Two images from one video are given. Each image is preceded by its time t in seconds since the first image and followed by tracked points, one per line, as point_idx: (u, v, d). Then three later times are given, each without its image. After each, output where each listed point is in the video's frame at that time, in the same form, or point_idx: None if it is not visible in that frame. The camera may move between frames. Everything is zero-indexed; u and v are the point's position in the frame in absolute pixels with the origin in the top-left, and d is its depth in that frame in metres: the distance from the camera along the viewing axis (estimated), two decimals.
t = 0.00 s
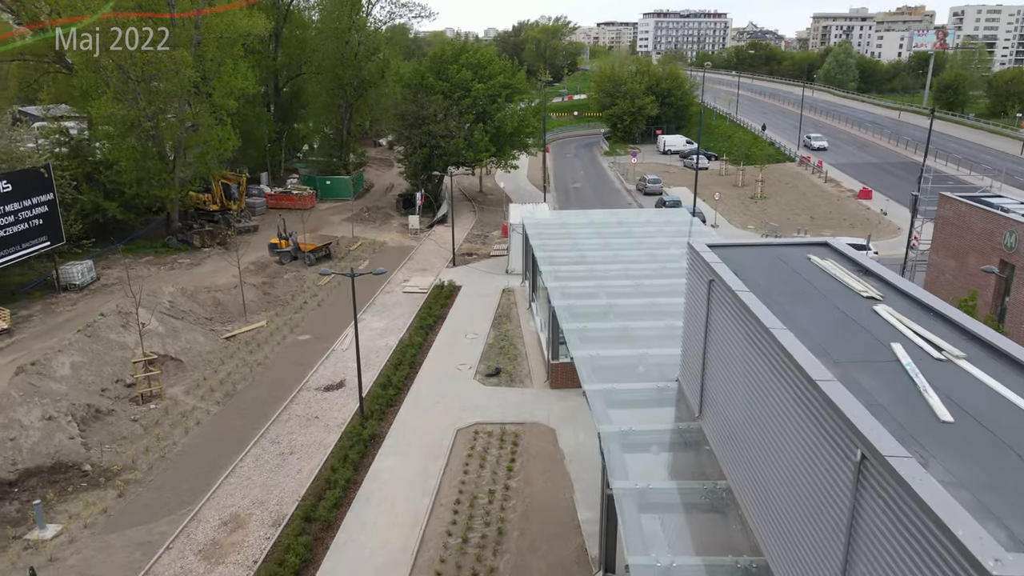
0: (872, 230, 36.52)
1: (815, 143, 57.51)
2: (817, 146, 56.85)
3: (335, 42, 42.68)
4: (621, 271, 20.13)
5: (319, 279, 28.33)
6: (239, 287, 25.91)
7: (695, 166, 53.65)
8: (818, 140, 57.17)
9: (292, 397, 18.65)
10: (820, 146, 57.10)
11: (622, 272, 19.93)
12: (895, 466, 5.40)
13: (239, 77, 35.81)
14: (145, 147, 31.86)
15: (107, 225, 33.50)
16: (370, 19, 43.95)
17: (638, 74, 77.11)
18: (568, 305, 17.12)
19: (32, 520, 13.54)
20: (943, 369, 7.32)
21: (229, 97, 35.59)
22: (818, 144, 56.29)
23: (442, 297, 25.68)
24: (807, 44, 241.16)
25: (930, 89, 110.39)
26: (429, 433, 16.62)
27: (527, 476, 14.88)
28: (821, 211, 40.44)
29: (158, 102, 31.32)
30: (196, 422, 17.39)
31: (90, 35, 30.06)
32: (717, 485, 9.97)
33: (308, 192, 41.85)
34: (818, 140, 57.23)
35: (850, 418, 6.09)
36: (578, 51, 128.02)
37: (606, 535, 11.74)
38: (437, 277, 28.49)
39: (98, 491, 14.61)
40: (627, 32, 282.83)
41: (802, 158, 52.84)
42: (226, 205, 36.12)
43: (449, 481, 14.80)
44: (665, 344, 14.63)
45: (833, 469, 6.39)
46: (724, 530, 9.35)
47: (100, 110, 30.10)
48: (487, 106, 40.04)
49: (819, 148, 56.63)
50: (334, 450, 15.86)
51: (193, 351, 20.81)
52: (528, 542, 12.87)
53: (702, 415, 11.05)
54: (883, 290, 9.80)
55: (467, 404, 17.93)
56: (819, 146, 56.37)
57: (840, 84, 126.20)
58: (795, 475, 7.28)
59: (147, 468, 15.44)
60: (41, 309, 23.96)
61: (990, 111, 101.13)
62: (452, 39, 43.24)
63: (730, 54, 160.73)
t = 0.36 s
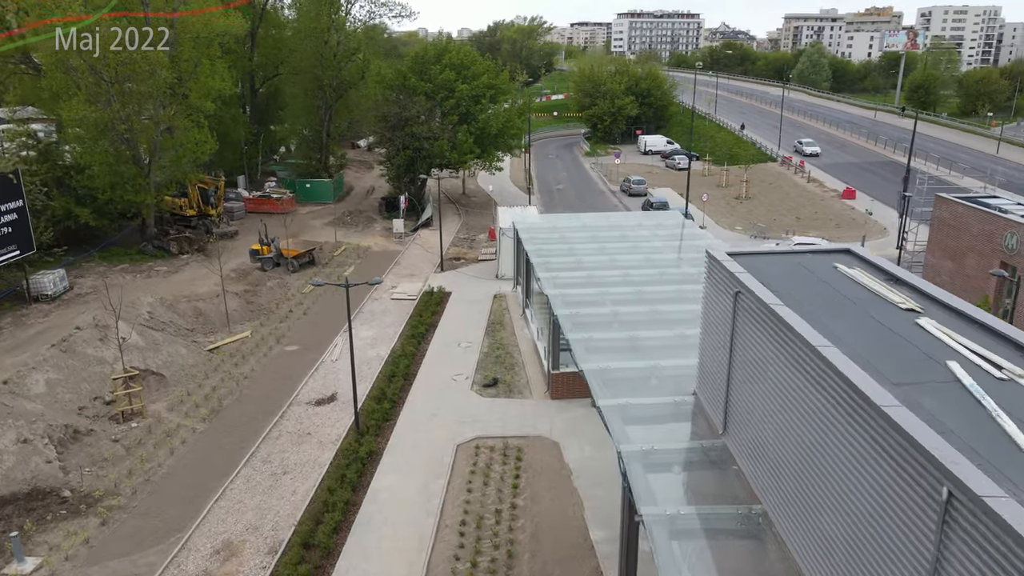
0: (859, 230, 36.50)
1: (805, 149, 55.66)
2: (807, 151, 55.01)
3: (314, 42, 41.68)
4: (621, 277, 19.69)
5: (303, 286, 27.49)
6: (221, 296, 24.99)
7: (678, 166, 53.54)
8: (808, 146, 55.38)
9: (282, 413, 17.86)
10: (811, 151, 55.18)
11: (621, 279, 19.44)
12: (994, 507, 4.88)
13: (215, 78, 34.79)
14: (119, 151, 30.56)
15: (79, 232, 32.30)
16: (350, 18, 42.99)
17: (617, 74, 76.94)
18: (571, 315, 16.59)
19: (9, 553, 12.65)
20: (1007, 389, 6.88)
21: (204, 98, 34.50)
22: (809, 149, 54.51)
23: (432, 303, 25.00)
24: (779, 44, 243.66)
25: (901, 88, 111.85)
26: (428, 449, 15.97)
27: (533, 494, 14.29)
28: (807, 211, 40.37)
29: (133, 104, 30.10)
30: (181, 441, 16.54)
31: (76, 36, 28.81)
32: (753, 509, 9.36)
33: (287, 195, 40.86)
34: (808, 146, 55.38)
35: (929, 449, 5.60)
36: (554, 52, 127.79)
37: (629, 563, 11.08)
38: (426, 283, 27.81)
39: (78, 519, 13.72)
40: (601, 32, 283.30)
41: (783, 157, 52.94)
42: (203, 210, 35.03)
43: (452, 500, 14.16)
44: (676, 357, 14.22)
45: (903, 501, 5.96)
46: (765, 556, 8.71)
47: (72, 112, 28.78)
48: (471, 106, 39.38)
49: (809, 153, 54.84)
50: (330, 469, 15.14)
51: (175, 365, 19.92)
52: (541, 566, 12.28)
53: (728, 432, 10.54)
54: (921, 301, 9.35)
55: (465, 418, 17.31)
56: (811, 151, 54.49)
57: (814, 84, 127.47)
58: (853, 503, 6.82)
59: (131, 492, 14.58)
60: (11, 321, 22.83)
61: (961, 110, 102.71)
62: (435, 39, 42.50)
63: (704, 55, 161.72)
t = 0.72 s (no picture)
0: (846, 230, 36.51)
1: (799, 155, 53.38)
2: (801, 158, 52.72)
3: (294, 42, 40.69)
4: (623, 283, 19.22)
5: (289, 294, 26.69)
6: (204, 306, 24.10)
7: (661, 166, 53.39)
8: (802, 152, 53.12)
9: (273, 429, 17.11)
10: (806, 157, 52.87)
11: (623, 285, 18.99)
12: None
13: (192, 78, 33.68)
14: (92, 155, 29.45)
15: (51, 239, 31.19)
16: (330, 17, 42.08)
17: (597, 74, 76.73)
18: (577, 325, 16.08)
19: None
20: None
21: (181, 100, 33.37)
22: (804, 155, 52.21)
23: (424, 311, 24.35)
24: (752, 44, 245.95)
25: (875, 88, 113.21)
26: (430, 466, 15.35)
27: (543, 513, 13.74)
28: (793, 211, 40.30)
29: (107, 106, 28.96)
30: (168, 462, 15.72)
31: (76, 36, 28.15)
32: (794, 533, 8.90)
33: (267, 199, 39.88)
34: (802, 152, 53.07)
35: None
36: (531, 52, 127.43)
37: None
38: (415, 289, 27.14)
39: (62, 548, 12.90)
40: (576, 33, 283.76)
41: (766, 158, 53.00)
42: (181, 215, 33.98)
43: (459, 520, 13.57)
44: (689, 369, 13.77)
45: (1000, 535, 5.65)
46: None
47: (42, 115, 27.66)
48: (455, 108, 38.74)
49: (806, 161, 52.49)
50: (329, 490, 14.46)
51: (159, 380, 19.07)
52: None
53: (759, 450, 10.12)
54: (963, 311, 9.06)
55: (466, 432, 16.72)
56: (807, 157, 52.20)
57: (789, 84, 128.63)
58: (931, 533, 6.51)
59: (117, 519, 13.75)
60: None
61: (933, 110, 104.29)
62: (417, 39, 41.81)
63: (679, 55, 162.58)
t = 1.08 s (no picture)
0: (834, 230, 36.50)
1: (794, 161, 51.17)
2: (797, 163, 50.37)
3: (273, 43, 39.65)
4: (626, 288, 18.72)
5: (275, 302, 25.86)
6: (187, 316, 23.20)
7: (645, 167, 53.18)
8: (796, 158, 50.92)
9: (267, 446, 16.37)
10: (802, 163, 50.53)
11: (626, 291, 18.55)
12: None
13: (170, 80, 32.63)
14: (65, 160, 28.32)
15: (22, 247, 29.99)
16: (309, 17, 41.15)
17: (577, 74, 76.44)
18: (584, 334, 15.59)
19: None
20: None
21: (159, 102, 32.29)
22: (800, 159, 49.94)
23: (416, 318, 23.68)
24: (725, 44, 248.00)
25: (849, 88, 114.50)
26: (434, 484, 14.74)
27: (556, 532, 13.21)
28: (780, 212, 40.22)
29: (81, 108, 27.98)
30: (157, 484, 14.91)
31: (76, 36, 28.27)
32: (840, 559, 8.50)
33: (247, 203, 38.88)
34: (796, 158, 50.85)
35: None
36: (507, 52, 126.83)
37: None
38: (405, 296, 26.46)
39: None
40: (550, 33, 284.16)
41: (749, 158, 53.03)
42: (158, 220, 32.82)
43: (469, 542, 12.98)
44: (706, 381, 13.31)
45: None
46: None
47: (13, 119, 26.62)
48: (440, 109, 38.10)
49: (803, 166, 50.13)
50: (330, 512, 13.79)
51: (143, 396, 18.22)
52: None
53: (793, 469, 9.72)
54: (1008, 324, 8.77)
55: (469, 446, 16.13)
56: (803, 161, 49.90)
57: (764, 84, 129.69)
58: (1008, 561, 6.12)
59: (104, 548, 12.95)
60: None
61: (906, 109, 105.83)
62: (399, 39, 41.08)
63: (654, 56, 163.17)
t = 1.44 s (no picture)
0: (822, 230, 36.46)
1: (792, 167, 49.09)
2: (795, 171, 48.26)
3: (250, 43, 38.57)
4: (629, 294, 18.21)
5: (259, 311, 25.02)
6: (168, 327, 22.29)
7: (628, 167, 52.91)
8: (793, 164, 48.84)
9: (259, 465, 15.62)
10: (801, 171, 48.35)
11: (629, 297, 18.07)
12: None
13: (145, 80, 31.55)
14: (36, 164, 27.23)
15: None
16: (287, 15, 39.99)
17: (557, 74, 76.02)
18: (592, 343, 15.06)
19: None
20: None
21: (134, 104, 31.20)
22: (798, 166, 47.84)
23: (407, 326, 23.01)
24: (699, 45, 249.67)
25: (822, 87, 115.59)
26: (439, 502, 14.13)
27: (570, 552, 12.67)
28: (766, 212, 40.13)
29: (52, 109, 26.91)
30: (144, 509, 14.10)
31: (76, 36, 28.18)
32: None
33: (225, 207, 37.85)
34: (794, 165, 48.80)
35: None
36: (483, 52, 125.97)
37: None
38: (394, 302, 25.77)
39: None
40: (524, 34, 283.95)
41: (731, 158, 53.02)
42: (133, 226, 31.53)
43: (480, 565, 12.39)
44: (722, 394, 12.85)
45: None
46: None
47: None
48: (424, 110, 37.39)
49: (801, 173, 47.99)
50: (331, 535, 13.12)
51: (125, 413, 17.36)
52: None
53: (830, 488, 9.26)
54: None
55: (473, 462, 15.54)
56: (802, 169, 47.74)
57: (738, 84, 130.43)
58: None
59: None
60: None
61: (879, 109, 107.13)
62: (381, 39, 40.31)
63: (629, 56, 163.44)
